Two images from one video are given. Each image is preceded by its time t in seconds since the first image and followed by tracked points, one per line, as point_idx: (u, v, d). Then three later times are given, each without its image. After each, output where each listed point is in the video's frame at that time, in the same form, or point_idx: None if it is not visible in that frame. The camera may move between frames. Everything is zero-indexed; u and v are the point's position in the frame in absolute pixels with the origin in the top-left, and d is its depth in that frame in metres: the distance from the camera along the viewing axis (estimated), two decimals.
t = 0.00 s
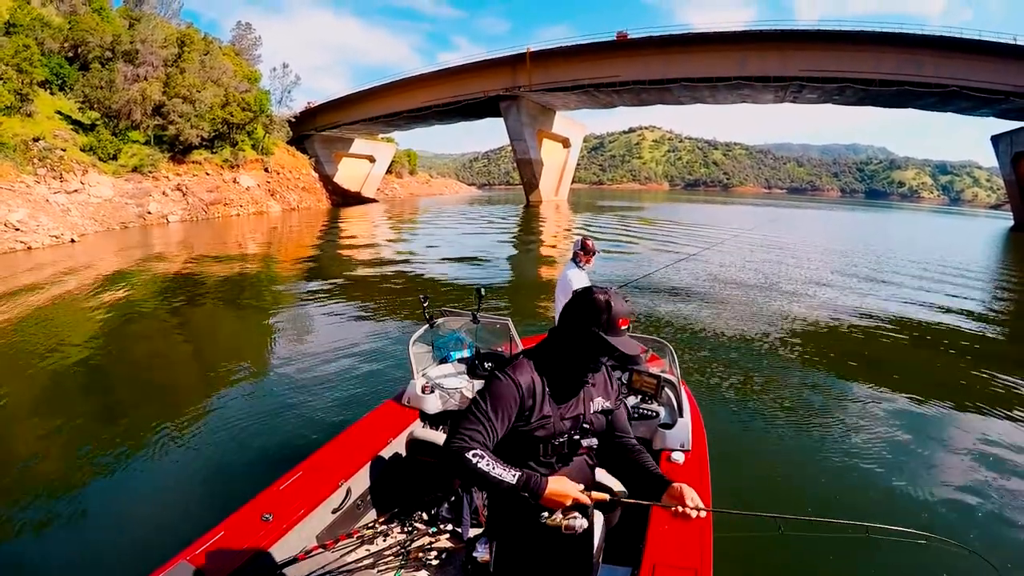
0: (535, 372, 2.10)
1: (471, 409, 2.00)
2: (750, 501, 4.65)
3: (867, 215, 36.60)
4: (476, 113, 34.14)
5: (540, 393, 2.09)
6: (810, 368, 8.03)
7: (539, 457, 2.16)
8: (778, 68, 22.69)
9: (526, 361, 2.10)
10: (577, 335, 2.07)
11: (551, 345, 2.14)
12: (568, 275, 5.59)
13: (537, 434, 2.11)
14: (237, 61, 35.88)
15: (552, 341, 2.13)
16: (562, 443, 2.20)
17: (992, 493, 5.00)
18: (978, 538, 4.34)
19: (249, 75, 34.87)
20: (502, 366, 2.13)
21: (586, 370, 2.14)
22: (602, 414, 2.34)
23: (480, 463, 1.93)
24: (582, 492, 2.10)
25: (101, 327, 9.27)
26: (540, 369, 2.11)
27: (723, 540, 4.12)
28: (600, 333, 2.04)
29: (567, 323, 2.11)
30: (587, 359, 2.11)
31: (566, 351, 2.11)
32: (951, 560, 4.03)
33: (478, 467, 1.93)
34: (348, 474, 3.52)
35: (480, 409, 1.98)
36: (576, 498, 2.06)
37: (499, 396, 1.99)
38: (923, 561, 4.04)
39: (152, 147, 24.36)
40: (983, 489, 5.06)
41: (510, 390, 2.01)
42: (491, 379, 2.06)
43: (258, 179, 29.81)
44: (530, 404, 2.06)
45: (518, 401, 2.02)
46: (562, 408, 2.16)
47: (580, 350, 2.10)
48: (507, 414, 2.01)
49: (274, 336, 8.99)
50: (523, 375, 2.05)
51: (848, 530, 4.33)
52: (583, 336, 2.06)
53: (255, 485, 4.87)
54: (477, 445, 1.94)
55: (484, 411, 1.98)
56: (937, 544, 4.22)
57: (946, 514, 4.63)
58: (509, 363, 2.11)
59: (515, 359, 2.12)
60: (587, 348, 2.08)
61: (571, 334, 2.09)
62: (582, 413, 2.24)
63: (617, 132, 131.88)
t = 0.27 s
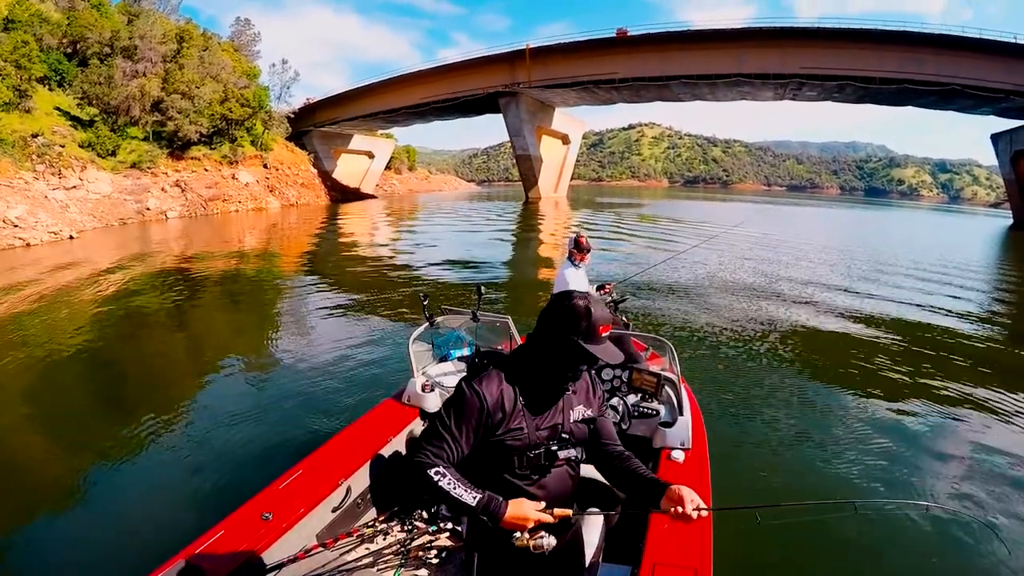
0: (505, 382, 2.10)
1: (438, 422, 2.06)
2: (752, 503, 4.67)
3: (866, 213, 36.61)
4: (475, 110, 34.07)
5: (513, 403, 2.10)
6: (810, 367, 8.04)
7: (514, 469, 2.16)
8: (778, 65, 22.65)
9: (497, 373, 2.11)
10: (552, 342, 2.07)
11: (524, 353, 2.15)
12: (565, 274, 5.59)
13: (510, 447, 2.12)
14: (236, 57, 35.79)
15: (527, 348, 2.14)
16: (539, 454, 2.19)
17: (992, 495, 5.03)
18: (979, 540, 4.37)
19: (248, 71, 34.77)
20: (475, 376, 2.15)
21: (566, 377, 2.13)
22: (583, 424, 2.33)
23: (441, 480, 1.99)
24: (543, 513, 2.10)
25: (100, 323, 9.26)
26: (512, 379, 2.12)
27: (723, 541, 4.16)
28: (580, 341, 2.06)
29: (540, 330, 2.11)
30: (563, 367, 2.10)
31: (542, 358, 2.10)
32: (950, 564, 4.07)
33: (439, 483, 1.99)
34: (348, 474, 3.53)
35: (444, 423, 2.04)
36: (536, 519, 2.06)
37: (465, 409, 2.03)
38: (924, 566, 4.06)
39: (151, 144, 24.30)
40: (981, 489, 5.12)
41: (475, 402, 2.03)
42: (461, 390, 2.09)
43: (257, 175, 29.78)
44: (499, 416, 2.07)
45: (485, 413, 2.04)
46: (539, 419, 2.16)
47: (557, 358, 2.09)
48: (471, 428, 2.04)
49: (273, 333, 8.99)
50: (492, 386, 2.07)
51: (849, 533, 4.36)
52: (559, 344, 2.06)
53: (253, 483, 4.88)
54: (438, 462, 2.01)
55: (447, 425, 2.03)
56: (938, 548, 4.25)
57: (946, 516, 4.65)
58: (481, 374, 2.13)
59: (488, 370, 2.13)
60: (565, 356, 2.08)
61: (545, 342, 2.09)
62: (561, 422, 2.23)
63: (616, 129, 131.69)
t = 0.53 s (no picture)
0: (480, 394, 2.15)
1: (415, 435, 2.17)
2: (755, 500, 4.68)
3: (865, 209, 36.63)
4: (474, 105, 33.99)
5: (493, 413, 2.16)
6: (810, 364, 8.05)
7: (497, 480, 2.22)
8: (778, 62, 22.60)
9: (473, 384, 2.16)
10: (534, 350, 2.13)
11: (502, 361, 2.20)
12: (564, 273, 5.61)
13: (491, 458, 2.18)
14: (235, 51, 35.64)
15: (507, 356, 2.19)
16: (524, 464, 2.26)
17: (992, 493, 5.05)
18: (982, 538, 4.39)
19: (246, 65, 34.62)
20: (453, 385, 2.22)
21: (549, 384, 2.19)
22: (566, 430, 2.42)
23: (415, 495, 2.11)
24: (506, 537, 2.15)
25: (98, 318, 9.24)
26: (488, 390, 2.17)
27: (723, 538, 4.19)
28: (563, 350, 2.11)
29: (520, 339, 2.17)
30: (543, 375, 2.16)
31: (524, 365, 2.17)
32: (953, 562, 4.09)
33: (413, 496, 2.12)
34: (348, 472, 3.54)
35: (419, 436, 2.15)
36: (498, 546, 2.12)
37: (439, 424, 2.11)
38: (926, 563, 4.09)
39: (149, 138, 24.22)
40: (979, 485, 5.16)
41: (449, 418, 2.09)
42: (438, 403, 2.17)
43: (255, 170, 29.73)
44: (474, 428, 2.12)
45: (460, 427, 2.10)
46: (520, 428, 2.23)
47: (540, 366, 2.15)
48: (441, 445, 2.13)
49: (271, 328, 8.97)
50: (467, 398, 2.13)
51: (852, 531, 4.38)
52: (540, 352, 2.12)
53: (253, 480, 4.88)
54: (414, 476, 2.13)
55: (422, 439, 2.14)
56: (940, 545, 4.27)
57: (948, 514, 4.67)
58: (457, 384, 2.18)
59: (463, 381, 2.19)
60: (548, 364, 2.14)
61: (526, 349, 2.15)
62: (544, 430, 2.31)
63: (616, 124, 131.46)
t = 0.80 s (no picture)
0: (469, 394, 2.10)
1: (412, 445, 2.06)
2: (755, 500, 4.70)
3: (862, 209, 36.68)
4: (474, 102, 33.95)
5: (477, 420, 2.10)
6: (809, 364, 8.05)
7: (484, 487, 2.16)
8: (777, 61, 22.61)
9: (460, 386, 2.10)
10: (517, 354, 2.10)
11: (484, 364, 2.15)
12: (564, 272, 5.59)
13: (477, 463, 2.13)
14: (234, 48, 35.52)
15: (492, 358, 2.13)
16: (508, 470, 2.19)
17: (992, 493, 5.07)
18: (981, 538, 4.41)
19: (245, 61, 34.52)
20: (437, 390, 2.15)
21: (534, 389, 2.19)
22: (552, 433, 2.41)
23: (425, 503, 2.00)
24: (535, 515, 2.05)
25: (96, 314, 9.23)
26: (476, 391, 2.11)
27: (724, 540, 4.17)
28: (546, 355, 2.12)
29: (503, 341, 2.12)
30: (527, 379, 2.15)
31: (507, 369, 2.12)
32: (954, 562, 4.11)
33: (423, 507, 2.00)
34: (348, 471, 3.54)
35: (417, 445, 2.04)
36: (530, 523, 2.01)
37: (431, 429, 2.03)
38: (927, 563, 4.10)
39: (148, 134, 24.16)
40: (977, 485, 5.17)
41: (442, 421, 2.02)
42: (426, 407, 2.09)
43: (254, 167, 29.70)
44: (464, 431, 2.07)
45: (451, 430, 2.04)
46: (505, 433, 2.20)
47: (524, 372, 2.14)
48: (444, 448, 2.04)
49: (269, 325, 8.96)
50: (457, 400, 2.07)
51: (853, 530, 4.40)
52: (525, 356, 2.10)
53: (251, 477, 4.88)
54: (419, 487, 2.01)
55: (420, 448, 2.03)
56: (941, 545, 4.29)
57: (948, 514, 4.70)
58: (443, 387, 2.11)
59: (449, 383, 2.13)
60: (533, 370, 2.14)
61: (510, 352, 2.11)
62: (530, 435, 2.30)
63: (615, 123, 131.51)
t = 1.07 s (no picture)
0: (461, 391, 2.06)
1: (428, 455, 1.94)
2: (757, 500, 4.69)
3: (861, 210, 36.75)
4: (473, 104, 33.97)
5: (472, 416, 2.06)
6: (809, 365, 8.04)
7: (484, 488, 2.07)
8: (776, 62, 22.63)
9: (448, 385, 2.05)
10: (500, 355, 2.10)
11: (469, 364, 2.14)
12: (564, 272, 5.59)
13: (488, 457, 2.07)
14: (233, 49, 35.52)
15: (479, 357, 2.12)
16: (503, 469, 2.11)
17: (994, 493, 5.06)
18: (983, 539, 4.41)
19: (245, 63, 34.54)
20: (422, 398, 2.06)
21: (518, 389, 2.18)
22: (543, 430, 2.36)
23: (472, 496, 1.93)
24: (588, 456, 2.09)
25: (95, 316, 9.22)
26: (467, 387, 2.08)
27: (723, 540, 4.18)
28: (527, 355, 2.09)
29: (486, 342, 2.12)
30: (510, 377, 2.14)
31: (492, 370, 2.12)
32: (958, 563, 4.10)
33: (469, 502, 1.92)
34: (348, 472, 3.54)
35: (436, 448, 1.93)
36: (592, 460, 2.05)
37: (441, 429, 1.94)
38: (929, 563, 4.09)
39: (147, 136, 24.16)
40: (976, 484, 5.18)
41: (443, 420, 1.95)
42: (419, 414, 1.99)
43: (253, 168, 29.71)
44: (467, 425, 2.02)
45: (457, 422, 1.99)
46: (496, 431, 2.17)
47: (506, 373, 2.13)
48: (462, 439, 1.98)
49: (268, 327, 8.95)
50: (450, 398, 2.01)
51: (855, 531, 4.39)
52: (508, 356, 2.09)
53: (250, 478, 4.88)
54: (457, 486, 1.91)
55: (443, 449, 1.93)
56: (943, 546, 4.28)
57: (949, 515, 4.69)
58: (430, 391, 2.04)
59: (434, 386, 2.06)
60: (515, 370, 2.13)
61: (493, 353, 2.11)
62: (520, 433, 2.25)
63: (614, 124, 131.62)
